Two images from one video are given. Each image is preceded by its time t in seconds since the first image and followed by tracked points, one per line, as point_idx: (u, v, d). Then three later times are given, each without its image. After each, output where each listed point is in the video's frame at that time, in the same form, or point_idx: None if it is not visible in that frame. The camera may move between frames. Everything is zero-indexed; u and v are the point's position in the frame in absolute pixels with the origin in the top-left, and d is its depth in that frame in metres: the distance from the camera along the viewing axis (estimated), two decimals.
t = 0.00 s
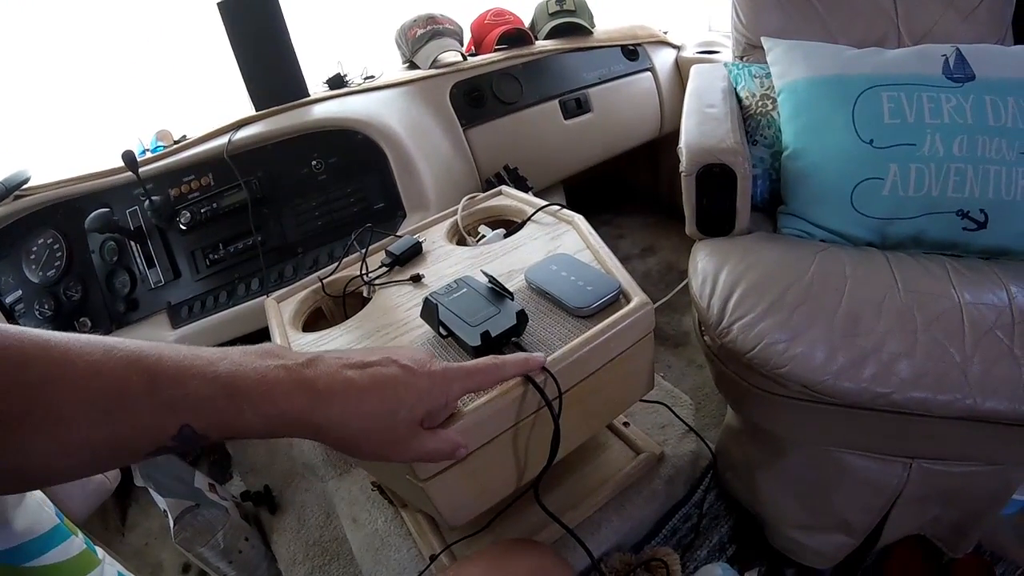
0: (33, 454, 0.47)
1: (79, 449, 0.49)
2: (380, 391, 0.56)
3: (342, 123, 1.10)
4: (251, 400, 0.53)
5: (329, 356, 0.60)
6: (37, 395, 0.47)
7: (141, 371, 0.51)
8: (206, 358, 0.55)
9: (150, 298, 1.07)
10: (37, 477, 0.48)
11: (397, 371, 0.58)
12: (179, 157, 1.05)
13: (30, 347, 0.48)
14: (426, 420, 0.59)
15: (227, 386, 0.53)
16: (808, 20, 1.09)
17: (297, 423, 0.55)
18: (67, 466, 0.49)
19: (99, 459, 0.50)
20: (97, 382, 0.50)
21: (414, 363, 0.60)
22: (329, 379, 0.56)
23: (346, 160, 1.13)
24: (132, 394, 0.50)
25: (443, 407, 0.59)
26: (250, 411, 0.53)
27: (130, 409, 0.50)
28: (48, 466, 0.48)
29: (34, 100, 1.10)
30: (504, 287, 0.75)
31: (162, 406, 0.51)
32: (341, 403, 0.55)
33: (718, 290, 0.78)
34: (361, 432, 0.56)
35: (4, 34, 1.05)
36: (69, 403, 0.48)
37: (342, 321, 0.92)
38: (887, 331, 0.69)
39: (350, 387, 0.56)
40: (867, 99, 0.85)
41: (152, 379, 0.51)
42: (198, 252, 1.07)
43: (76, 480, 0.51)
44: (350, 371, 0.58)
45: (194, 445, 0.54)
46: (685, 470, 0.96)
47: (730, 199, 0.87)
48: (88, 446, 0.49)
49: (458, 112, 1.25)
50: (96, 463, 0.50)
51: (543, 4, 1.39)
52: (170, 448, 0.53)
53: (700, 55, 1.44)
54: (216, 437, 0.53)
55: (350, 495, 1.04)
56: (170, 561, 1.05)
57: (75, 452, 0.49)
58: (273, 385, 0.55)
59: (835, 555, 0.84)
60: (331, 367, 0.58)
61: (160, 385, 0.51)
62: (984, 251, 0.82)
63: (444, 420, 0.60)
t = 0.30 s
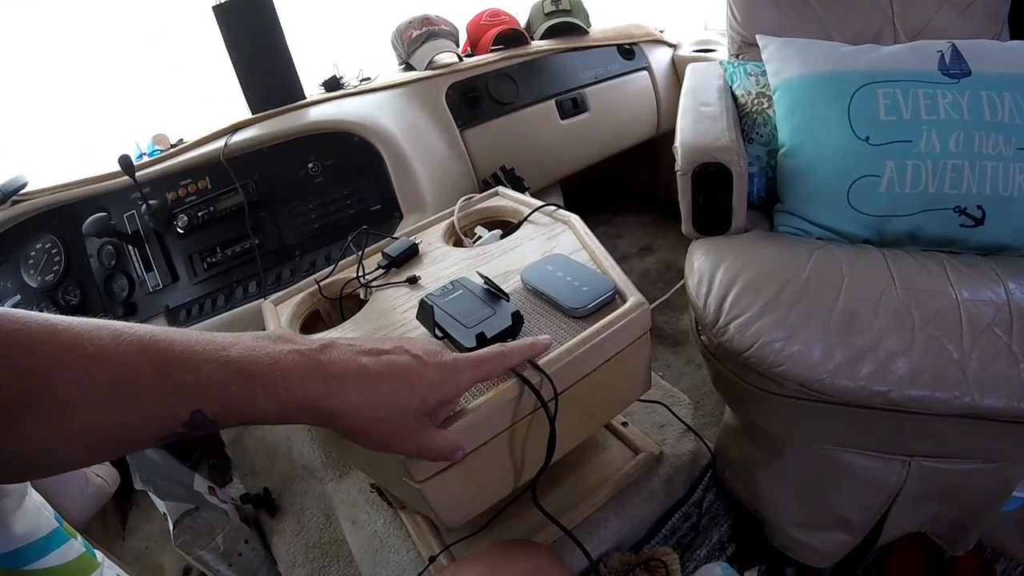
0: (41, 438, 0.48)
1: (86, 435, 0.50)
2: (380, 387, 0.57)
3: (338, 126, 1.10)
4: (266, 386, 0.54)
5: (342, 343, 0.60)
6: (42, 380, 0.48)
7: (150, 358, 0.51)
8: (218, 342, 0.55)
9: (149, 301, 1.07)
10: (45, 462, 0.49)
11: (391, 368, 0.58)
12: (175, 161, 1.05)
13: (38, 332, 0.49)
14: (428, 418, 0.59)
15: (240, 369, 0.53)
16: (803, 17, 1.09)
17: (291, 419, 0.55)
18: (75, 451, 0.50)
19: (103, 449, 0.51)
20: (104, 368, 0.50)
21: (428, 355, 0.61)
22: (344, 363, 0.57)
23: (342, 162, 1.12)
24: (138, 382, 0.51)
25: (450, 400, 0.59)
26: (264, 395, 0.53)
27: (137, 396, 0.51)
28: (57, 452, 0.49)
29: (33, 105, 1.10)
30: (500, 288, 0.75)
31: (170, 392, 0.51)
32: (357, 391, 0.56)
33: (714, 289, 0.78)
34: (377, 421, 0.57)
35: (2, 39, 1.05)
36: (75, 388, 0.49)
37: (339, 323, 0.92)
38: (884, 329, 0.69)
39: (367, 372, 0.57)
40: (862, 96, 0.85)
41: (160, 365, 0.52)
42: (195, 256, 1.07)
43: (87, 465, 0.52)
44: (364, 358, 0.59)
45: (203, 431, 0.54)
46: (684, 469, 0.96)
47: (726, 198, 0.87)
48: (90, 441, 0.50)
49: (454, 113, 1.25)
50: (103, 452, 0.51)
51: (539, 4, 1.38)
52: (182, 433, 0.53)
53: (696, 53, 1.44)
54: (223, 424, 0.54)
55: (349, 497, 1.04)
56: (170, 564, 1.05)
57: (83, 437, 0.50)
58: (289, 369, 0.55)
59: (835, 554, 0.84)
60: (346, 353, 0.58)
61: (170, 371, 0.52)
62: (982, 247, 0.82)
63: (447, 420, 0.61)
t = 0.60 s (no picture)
0: (41, 442, 0.48)
1: (85, 437, 0.50)
2: (380, 387, 0.57)
3: (338, 126, 1.10)
4: (264, 390, 0.54)
5: (340, 346, 0.60)
6: (43, 384, 0.48)
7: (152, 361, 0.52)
8: (217, 347, 0.55)
9: (148, 301, 1.07)
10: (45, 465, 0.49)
11: (391, 369, 0.58)
12: (175, 161, 1.05)
13: (38, 336, 0.49)
14: (429, 418, 0.59)
15: (237, 372, 0.54)
16: (803, 19, 1.09)
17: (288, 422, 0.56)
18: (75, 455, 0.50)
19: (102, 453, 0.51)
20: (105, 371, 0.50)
21: (425, 356, 0.61)
22: (342, 367, 0.57)
23: (342, 162, 1.12)
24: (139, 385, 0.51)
25: (452, 401, 0.59)
26: (263, 399, 0.54)
27: (137, 400, 0.51)
28: (57, 456, 0.49)
29: (32, 104, 1.10)
30: (500, 289, 0.75)
31: (171, 395, 0.52)
32: (356, 393, 0.56)
33: (714, 291, 0.79)
34: (376, 422, 0.57)
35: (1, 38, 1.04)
36: (76, 393, 0.49)
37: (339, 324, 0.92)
38: (883, 331, 0.69)
39: (365, 375, 0.57)
40: (862, 98, 0.85)
41: (161, 368, 0.52)
42: (195, 255, 1.07)
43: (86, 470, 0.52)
44: (362, 361, 0.59)
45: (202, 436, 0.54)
46: (684, 470, 0.96)
47: (726, 200, 0.87)
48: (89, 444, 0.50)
49: (454, 113, 1.25)
50: (102, 454, 0.51)
51: (539, 5, 1.39)
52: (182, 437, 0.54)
53: (696, 55, 1.44)
54: (222, 428, 0.54)
55: (348, 498, 1.04)
56: (170, 564, 1.05)
57: (80, 440, 0.50)
58: (287, 372, 0.55)
59: (835, 555, 0.84)
60: (344, 357, 0.58)
61: (171, 374, 0.52)
62: (982, 249, 0.82)
63: (448, 421, 0.61)
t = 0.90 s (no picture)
0: (42, 445, 0.48)
1: (85, 439, 0.50)
2: (381, 387, 0.57)
3: (339, 126, 1.10)
4: (263, 392, 0.54)
5: (338, 347, 0.60)
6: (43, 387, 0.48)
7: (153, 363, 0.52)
8: (215, 351, 0.55)
9: (149, 301, 1.07)
10: (46, 469, 0.49)
11: (392, 370, 0.58)
12: (176, 161, 1.05)
13: (38, 339, 0.49)
14: (431, 418, 0.59)
15: (235, 375, 0.54)
16: (804, 20, 1.09)
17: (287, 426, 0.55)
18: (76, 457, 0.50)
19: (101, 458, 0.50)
20: (104, 374, 0.51)
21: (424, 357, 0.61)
22: (340, 369, 0.57)
23: (344, 162, 1.13)
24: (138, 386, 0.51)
25: (453, 401, 0.59)
26: (262, 401, 0.54)
27: (137, 401, 0.51)
28: (58, 457, 0.49)
29: (32, 105, 1.10)
30: (501, 289, 0.75)
31: (171, 397, 0.52)
32: (355, 394, 0.56)
33: (715, 291, 0.79)
34: (376, 424, 0.57)
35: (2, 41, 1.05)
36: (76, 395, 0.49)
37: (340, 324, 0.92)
38: (883, 331, 0.69)
39: (365, 377, 0.57)
40: (863, 99, 0.85)
41: (161, 371, 0.52)
42: (196, 256, 1.08)
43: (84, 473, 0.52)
44: (361, 362, 0.59)
45: (201, 438, 0.54)
46: (684, 471, 0.97)
47: (726, 200, 0.87)
48: (89, 446, 0.50)
49: (454, 114, 1.25)
50: (103, 456, 0.51)
51: (540, 6, 1.39)
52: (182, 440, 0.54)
53: (697, 56, 1.44)
54: (221, 430, 0.54)
55: (349, 498, 1.04)
56: (170, 564, 1.05)
57: (80, 442, 0.50)
58: (283, 376, 0.55)
59: (835, 556, 0.84)
60: (342, 359, 0.58)
61: (170, 376, 0.52)
62: (982, 250, 0.82)
63: (450, 421, 0.61)
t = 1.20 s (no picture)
0: (42, 446, 0.49)
1: (84, 440, 0.50)
2: (380, 387, 0.57)
3: (338, 126, 1.10)
4: (261, 393, 0.54)
5: (336, 346, 0.60)
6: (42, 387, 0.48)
7: (151, 364, 0.52)
8: (214, 351, 0.55)
9: (148, 301, 1.07)
10: (44, 469, 0.49)
11: (391, 370, 0.58)
12: (175, 161, 1.05)
13: (37, 341, 0.49)
14: (430, 417, 0.59)
15: (235, 376, 0.54)
16: (803, 20, 1.09)
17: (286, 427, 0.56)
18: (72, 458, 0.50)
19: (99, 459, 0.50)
20: (103, 375, 0.51)
21: (422, 356, 0.61)
22: (338, 369, 0.57)
23: (343, 162, 1.13)
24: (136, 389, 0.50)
25: (451, 400, 0.59)
26: (260, 402, 0.53)
27: (135, 402, 0.51)
28: (57, 458, 0.49)
29: (31, 105, 1.10)
30: (500, 289, 0.75)
31: (170, 398, 0.52)
32: (354, 394, 0.56)
33: (714, 290, 0.79)
34: (374, 423, 0.56)
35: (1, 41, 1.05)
36: (73, 396, 0.49)
37: (339, 323, 0.92)
38: (882, 331, 0.69)
39: (362, 377, 0.57)
40: (862, 99, 0.85)
41: (160, 371, 0.52)
42: (195, 255, 1.08)
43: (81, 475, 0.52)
44: (359, 362, 0.59)
45: (200, 438, 0.54)
46: (683, 471, 0.97)
47: (725, 199, 0.87)
48: (88, 447, 0.50)
49: (454, 114, 1.25)
50: (101, 457, 0.51)
51: (539, 6, 1.39)
52: (181, 441, 0.54)
53: (696, 55, 1.44)
54: (220, 430, 0.54)
55: (349, 498, 1.04)
56: (169, 564, 1.05)
57: (79, 443, 0.50)
58: (281, 376, 0.55)
59: (834, 555, 0.84)
60: (340, 359, 0.58)
61: (169, 377, 0.52)
62: (981, 249, 0.82)
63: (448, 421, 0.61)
